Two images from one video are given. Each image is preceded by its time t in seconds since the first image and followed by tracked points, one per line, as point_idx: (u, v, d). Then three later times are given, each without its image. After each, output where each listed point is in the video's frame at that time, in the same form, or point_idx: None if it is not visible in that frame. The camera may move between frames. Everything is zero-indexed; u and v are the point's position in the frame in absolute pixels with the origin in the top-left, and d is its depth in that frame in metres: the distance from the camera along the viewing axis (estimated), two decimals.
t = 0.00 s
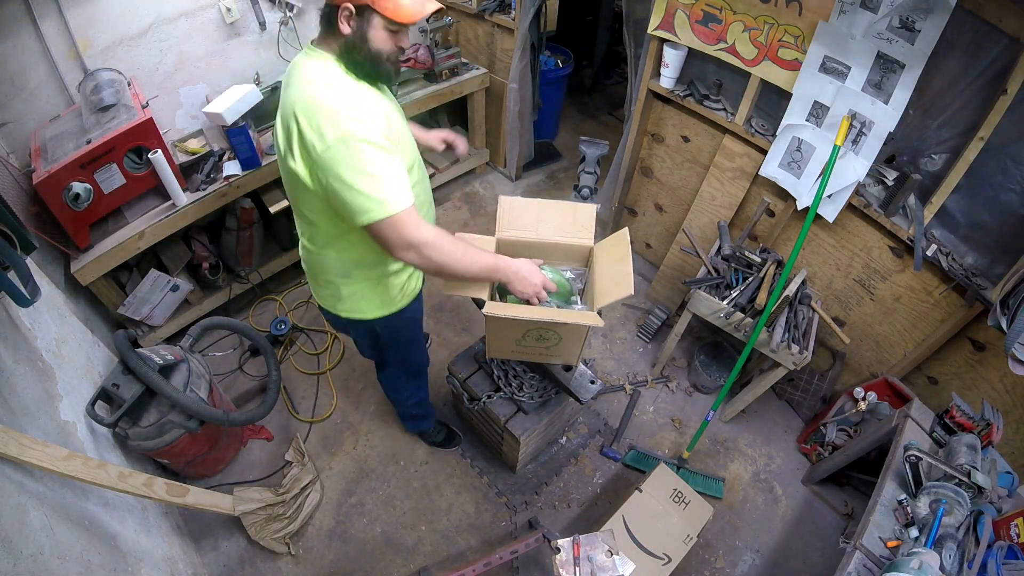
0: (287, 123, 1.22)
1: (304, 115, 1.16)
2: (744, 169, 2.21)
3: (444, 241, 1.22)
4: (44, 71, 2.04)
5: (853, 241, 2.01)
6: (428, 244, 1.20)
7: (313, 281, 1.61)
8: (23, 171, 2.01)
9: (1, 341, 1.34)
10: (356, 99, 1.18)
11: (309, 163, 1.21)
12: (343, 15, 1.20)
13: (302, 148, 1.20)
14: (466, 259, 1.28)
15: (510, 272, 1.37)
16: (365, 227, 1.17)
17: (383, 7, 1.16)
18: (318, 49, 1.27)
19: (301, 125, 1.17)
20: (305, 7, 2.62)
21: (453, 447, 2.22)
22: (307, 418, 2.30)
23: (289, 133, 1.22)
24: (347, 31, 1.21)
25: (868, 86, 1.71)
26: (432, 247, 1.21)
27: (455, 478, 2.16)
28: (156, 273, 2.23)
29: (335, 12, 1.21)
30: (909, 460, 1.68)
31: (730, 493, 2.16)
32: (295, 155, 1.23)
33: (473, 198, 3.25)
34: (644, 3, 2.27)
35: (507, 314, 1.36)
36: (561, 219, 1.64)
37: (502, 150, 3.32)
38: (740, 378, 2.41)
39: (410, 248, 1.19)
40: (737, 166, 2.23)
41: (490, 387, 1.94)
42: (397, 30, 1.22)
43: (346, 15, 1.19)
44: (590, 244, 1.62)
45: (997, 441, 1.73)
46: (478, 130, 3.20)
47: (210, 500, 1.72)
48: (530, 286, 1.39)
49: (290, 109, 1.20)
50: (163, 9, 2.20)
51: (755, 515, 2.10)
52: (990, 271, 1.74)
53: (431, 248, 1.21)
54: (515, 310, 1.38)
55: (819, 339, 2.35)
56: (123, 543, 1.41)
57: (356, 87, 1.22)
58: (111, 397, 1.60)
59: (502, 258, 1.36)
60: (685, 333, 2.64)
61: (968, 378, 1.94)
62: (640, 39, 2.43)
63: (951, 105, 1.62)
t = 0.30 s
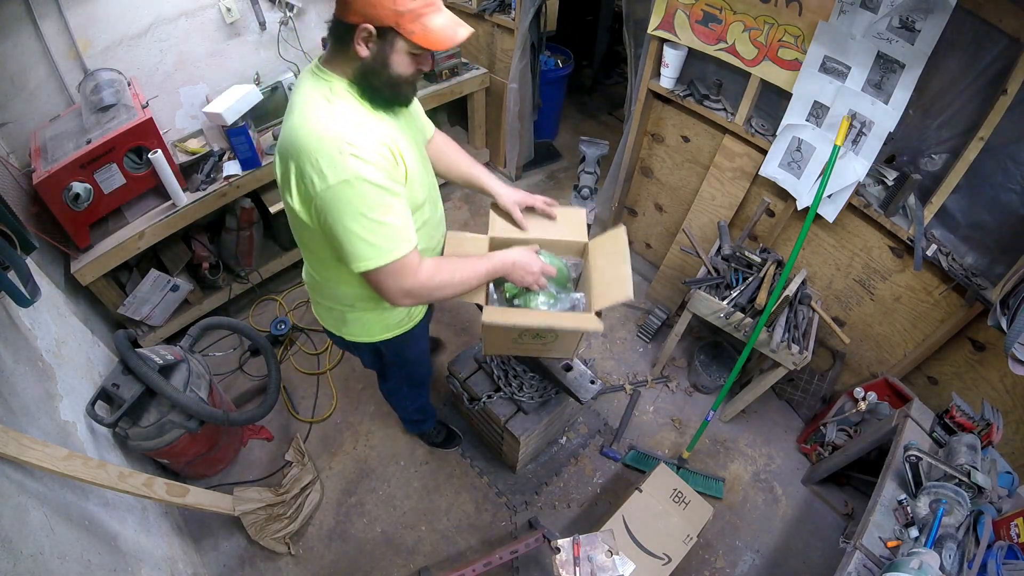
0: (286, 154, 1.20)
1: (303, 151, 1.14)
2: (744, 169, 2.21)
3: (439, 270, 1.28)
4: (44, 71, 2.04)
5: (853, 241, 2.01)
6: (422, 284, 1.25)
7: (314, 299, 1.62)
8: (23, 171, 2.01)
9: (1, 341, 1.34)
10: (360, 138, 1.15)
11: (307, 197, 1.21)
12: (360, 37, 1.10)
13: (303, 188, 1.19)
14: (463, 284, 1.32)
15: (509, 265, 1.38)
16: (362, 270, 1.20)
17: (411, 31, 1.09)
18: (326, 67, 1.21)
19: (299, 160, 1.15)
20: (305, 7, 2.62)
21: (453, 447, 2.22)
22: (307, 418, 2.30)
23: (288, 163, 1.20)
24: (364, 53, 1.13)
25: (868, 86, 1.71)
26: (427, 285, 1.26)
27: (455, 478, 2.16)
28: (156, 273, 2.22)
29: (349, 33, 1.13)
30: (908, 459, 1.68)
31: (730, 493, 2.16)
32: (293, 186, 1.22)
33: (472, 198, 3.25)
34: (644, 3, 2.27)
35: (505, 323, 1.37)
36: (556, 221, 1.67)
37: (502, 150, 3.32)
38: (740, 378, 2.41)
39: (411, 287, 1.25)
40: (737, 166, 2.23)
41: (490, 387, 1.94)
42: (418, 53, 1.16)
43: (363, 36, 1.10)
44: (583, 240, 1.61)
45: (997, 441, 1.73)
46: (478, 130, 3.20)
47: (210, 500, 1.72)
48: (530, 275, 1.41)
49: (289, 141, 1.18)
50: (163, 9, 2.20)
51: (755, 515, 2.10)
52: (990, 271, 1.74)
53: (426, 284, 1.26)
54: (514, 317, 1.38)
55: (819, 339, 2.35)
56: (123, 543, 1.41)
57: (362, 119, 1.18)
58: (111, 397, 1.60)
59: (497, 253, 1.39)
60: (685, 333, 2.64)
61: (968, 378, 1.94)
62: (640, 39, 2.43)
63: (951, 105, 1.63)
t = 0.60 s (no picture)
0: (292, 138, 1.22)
1: (304, 134, 1.16)
2: (744, 169, 2.21)
3: (422, 254, 1.22)
4: (44, 71, 2.04)
5: (853, 241, 2.01)
6: (402, 270, 1.20)
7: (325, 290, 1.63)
8: (23, 171, 2.01)
9: (1, 341, 1.34)
10: (357, 124, 1.15)
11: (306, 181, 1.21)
12: (376, 27, 1.11)
13: (301, 173, 1.20)
14: (446, 265, 1.25)
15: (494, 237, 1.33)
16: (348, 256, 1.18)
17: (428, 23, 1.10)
18: (342, 57, 1.22)
19: (300, 143, 1.17)
20: (305, 7, 2.62)
21: (453, 447, 2.22)
22: (307, 418, 2.30)
23: (292, 147, 1.22)
24: (380, 44, 1.13)
25: (868, 86, 1.71)
26: (410, 270, 1.21)
27: (455, 478, 2.16)
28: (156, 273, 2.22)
29: (367, 24, 1.14)
30: (908, 459, 1.68)
31: (730, 493, 2.16)
32: (295, 169, 1.24)
33: (473, 198, 3.25)
34: (643, 3, 2.27)
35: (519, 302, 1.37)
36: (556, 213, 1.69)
37: (502, 150, 3.32)
38: (740, 378, 2.41)
39: (392, 273, 1.19)
40: (738, 166, 2.23)
41: (490, 387, 1.94)
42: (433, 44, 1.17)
43: (380, 27, 1.11)
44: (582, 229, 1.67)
45: (997, 441, 1.73)
46: (478, 130, 3.20)
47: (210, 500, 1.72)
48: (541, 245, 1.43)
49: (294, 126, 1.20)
50: (163, 9, 2.20)
51: (755, 515, 2.10)
52: (990, 271, 1.74)
53: (408, 271, 1.20)
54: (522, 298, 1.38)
55: (819, 339, 2.35)
56: (123, 543, 1.41)
57: (364, 107, 1.18)
58: (111, 397, 1.60)
59: (483, 223, 1.33)
60: (685, 333, 2.64)
61: (967, 378, 1.94)
62: (640, 39, 2.43)
63: (951, 105, 1.63)
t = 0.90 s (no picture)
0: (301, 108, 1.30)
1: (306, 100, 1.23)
2: (744, 169, 2.21)
3: (368, 218, 1.16)
4: (44, 71, 2.04)
5: (853, 242, 2.01)
6: (347, 231, 1.16)
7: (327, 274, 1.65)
8: (23, 171, 2.01)
9: (1, 341, 1.34)
10: (353, 93, 1.19)
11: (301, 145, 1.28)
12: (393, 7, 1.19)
13: (298, 136, 1.27)
14: (391, 232, 1.18)
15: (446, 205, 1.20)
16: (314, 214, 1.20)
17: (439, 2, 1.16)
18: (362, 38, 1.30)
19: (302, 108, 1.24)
20: (305, 7, 2.62)
21: (453, 447, 2.22)
22: (307, 418, 2.30)
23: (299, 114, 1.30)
24: (397, 22, 1.20)
25: (868, 86, 1.71)
26: (355, 233, 1.16)
27: (455, 478, 2.15)
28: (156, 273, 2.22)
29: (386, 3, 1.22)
30: (908, 460, 1.68)
31: (730, 493, 2.16)
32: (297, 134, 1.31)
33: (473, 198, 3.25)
34: (643, 2, 2.26)
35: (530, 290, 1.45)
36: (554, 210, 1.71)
37: (502, 150, 3.32)
38: (740, 378, 2.41)
39: (342, 234, 1.17)
40: (738, 166, 2.23)
41: (490, 387, 1.94)
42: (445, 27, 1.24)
43: (397, 6, 1.18)
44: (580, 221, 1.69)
45: (997, 441, 1.73)
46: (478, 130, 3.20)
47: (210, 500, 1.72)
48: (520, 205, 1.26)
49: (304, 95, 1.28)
50: (164, 9, 2.19)
51: (755, 515, 2.10)
52: (990, 271, 1.74)
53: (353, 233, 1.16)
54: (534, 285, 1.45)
55: (819, 339, 2.35)
56: (123, 544, 1.41)
57: (369, 82, 1.23)
58: (111, 397, 1.61)
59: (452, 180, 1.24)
60: (685, 333, 2.64)
61: (967, 378, 1.94)
62: (640, 39, 2.43)
63: (951, 105, 1.62)
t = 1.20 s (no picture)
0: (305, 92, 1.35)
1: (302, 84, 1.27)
2: (744, 169, 2.21)
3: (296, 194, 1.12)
4: (44, 71, 2.04)
5: (853, 242, 2.01)
6: (280, 205, 1.14)
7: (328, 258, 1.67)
8: (23, 171, 2.01)
9: (1, 341, 1.34)
10: (339, 84, 1.21)
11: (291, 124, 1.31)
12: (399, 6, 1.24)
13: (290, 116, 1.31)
14: (310, 211, 1.11)
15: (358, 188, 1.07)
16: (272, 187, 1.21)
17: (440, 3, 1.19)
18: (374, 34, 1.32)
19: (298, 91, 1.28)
20: (305, 7, 2.62)
21: (453, 447, 2.22)
22: (307, 418, 2.30)
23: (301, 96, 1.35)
24: (400, 20, 1.24)
25: (868, 86, 1.71)
26: (284, 206, 1.13)
27: (455, 478, 2.15)
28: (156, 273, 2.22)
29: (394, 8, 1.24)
30: (908, 459, 1.68)
31: (730, 493, 2.16)
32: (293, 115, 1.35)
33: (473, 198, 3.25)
34: (643, 2, 2.26)
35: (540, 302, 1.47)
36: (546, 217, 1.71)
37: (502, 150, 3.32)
38: (740, 378, 2.41)
39: (277, 207, 1.15)
40: (737, 166, 2.23)
41: (490, 387, 1.95)
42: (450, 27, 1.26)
43: (403, 6, 1.23)
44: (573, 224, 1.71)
45: (997, 441, 1.73)
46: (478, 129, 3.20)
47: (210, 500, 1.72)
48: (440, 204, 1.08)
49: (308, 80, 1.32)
50: (164, 9, 2.19)
51: (755, 515, 2.10)
52: (990, 271, 1.74)
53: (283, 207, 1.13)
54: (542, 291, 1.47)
55: (820, 339, 2.35)
56: (123, 543, 1.41)
57: (364, 77, 1.25)
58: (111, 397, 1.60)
59: (390, 162, 1.16)
60: (685, 333, 2.64)
61: (968, 378, 1.94)
62: (640, 39, 2.43)
63: (950, 105, 1.63)
